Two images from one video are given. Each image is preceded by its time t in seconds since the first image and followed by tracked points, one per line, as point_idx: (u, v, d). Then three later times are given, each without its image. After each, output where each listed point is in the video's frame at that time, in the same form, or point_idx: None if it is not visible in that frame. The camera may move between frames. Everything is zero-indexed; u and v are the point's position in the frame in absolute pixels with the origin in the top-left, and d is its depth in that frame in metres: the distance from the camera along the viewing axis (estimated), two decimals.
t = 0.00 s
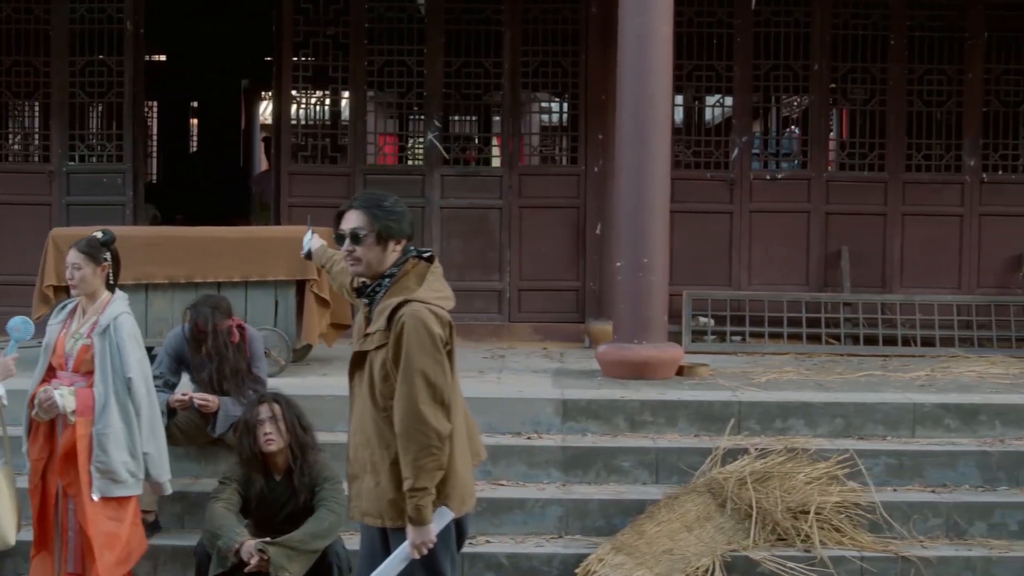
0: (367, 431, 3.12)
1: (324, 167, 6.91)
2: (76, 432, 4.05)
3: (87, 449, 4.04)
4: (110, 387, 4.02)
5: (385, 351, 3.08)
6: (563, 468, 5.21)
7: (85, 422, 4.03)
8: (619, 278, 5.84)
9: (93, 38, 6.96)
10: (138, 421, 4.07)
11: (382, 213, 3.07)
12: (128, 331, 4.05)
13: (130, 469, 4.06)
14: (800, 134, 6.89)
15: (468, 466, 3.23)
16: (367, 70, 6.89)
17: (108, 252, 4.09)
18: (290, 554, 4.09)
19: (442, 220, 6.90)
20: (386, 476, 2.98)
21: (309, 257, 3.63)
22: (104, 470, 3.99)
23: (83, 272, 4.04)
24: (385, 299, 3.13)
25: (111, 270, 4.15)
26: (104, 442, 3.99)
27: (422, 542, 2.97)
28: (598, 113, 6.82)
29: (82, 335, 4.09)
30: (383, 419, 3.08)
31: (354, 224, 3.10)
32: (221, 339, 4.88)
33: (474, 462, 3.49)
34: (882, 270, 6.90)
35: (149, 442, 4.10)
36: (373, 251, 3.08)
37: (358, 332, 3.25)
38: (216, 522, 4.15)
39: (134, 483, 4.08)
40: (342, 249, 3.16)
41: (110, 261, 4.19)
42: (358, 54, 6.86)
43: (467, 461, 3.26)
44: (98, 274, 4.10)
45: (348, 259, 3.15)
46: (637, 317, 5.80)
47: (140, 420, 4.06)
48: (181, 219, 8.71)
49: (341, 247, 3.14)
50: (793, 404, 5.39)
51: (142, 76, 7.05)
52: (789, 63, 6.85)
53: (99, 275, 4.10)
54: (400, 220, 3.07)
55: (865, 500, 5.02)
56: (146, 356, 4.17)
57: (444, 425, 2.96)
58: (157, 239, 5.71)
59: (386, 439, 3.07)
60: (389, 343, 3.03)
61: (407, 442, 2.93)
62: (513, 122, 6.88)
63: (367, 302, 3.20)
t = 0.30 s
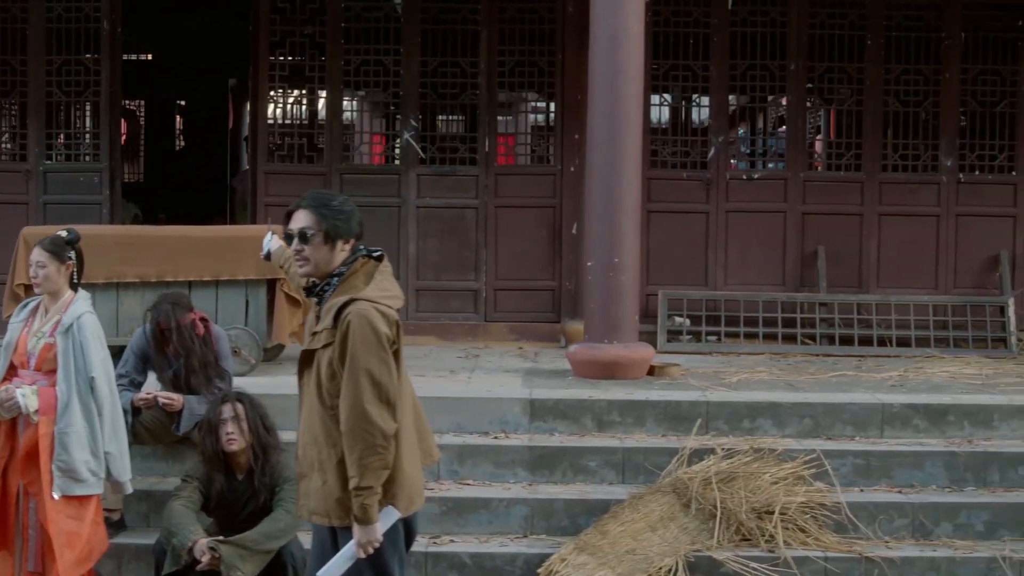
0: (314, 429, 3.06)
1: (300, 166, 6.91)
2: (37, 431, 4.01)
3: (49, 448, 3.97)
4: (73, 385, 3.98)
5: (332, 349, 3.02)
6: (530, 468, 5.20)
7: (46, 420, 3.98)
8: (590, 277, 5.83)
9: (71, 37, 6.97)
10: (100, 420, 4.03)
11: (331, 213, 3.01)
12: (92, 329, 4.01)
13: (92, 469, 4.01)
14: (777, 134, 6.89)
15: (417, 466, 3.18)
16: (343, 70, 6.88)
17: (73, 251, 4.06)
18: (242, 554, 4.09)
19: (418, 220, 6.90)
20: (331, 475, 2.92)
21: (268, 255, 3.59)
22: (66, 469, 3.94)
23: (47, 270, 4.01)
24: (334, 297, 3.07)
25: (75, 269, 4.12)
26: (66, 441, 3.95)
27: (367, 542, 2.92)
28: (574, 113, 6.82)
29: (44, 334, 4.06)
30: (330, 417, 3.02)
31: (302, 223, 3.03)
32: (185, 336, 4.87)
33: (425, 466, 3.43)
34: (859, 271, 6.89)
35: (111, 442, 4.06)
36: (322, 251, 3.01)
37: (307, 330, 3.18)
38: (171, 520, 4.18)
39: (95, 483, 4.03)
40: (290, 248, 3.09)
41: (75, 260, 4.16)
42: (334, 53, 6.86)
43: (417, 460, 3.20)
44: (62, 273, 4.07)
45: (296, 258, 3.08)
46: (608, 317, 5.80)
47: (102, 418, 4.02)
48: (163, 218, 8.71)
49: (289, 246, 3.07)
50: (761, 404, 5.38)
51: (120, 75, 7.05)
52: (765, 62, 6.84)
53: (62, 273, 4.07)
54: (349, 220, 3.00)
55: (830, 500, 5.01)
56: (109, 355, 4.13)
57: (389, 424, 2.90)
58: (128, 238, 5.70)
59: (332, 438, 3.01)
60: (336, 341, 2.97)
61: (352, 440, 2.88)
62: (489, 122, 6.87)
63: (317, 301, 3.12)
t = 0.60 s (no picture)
0: (267, 428, 2.99)
1: (278, 165, 6.90)
2: (6, 431, 3.93)
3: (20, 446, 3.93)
4: (43, 385, 3.92)
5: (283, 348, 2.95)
6: (499, 467, 5.20)
7: (17, 420, 3.92)
8: (564, 277, 5.83)
9: (50, 36, 6.97)
10: (69, 418, 3.99)
11: (285, 212, 2.96)
12: (59, 328, 3.94)
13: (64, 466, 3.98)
14: (755, 133, 6.88)
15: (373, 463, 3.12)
16: (322, 69, 6.88)
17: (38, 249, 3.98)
18: (201, 552, 4.09)
19: (396, 219, 6.90)
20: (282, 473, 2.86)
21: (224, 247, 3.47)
22: (39, 468, 3.90)
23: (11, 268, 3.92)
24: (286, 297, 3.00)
25: (41, 267, 4.02)
26: (39, 440, 3.90)
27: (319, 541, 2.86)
28: (553, 112, 6.81)
29: (9, 333, 3.96)
30: (281, 415, 2.95)
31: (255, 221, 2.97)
32: (152, 333, 4.90)
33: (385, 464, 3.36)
34: (838, 271, 6.89)
35: (81, 438, 4.03)
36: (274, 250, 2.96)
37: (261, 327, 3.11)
38: (131, 518, 4.19)
39: (67, 479, 4.00)
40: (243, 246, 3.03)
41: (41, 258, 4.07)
42: (313, 52, 6.86)
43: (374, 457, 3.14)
44: (28, 271, 3.98)
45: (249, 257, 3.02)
46: (581, 317, 5.80)
47: (72, 416, 3.98)
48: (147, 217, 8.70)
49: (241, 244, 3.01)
50: (732, 405, 5.38)
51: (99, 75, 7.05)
52: (744, 62, 6.84)
53: (28, 271, 3.98)
54: (303, 218, 2.95)
55: (798, 500, 5.00)
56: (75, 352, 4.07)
57: (338, 422, 2.84)
58: (102, 238, 5.70)
59: (283, 436, 2.94)
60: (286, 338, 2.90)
61: (300, 439, 2.81)
62: (467, 121, 6.87)
63: (270, 301, 3.06)
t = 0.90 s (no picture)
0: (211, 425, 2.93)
1: (252, 165, 6.90)
2: None
3: None
4: None
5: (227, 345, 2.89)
6: (463, 466, 5.20)
7: None
8: (532, 276, 5.82)
9: (26, 36, 6.98)
10: (25, 416, 3.82)
11: (231, 207, 2.93)
12: (15, 324, 3.81)
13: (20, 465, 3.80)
14: (730, 133, 6.87)
15: (320, 460, 3.06)
16: (297, 68, 6.88)
17: None
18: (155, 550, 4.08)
19: (370, 218, 6.91)
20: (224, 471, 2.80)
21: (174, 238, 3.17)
22: None
23: None
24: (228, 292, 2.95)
25: None
26: None
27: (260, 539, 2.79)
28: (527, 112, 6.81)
29: None
30: (224, 412, 2.89)
31: (201, 215, 2.94)
32: (115, 331, 4.89)
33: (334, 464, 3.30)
34: (812, 271, 6.88)
35: (38, 437, 3.85)
36: (217, 243, 2.92)
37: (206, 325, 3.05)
38: (85, 517, 4.18)
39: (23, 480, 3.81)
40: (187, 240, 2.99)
41: None
42: (287, 51, 6.86)
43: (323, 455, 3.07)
44: None
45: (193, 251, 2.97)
46: (550, 315, 5.79)
47: (27, 415, 3.82)
48: (128, 216, 8.72)
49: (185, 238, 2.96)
50: (698, 404, 5.38)
51: (74, 74, 7.06)
52: (718, 61, 6.83)
53: None
54: (249, 214, 2.91)
55: (761, 500, 5.00)
56: (33, 348, 3.93)
57: (279, 419, 2.77)
58: (69, 236, 5.70)
59: (226, 433, 2.88)
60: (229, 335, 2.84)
61: (241, 436, 2.75)
62: (442, 121, 6.87)
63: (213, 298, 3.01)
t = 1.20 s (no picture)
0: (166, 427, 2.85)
1: (229, 163, 6.89)
2: None
3: None
4: None
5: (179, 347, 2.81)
6: (431, 465, 5.20)
7: None
8: (504, 275, 5.82)
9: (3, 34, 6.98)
10: None
11: (183, 207, 2.83)
12: None
13: None
14: (707, 131, 6.86)
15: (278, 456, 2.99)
16: (274, 67, 6.87)
17: None
18: (120, 547, 4.02)
19: (348, 217, 6.90)
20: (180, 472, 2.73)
21: (128, 248, 2.93)
22: None
23: None
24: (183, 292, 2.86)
25: None
26: None
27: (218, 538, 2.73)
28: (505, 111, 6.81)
29: None
30: (179, 413, 2.81)
31: (151, 217, 2.83)
32: (82, 329, 4.78)
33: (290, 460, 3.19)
34: (790, 270, 6.88)
35: None
36: (169, 244, 2.81)
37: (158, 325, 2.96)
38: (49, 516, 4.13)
39: None
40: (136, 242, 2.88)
41: None
42: (265, 50, 6.86)
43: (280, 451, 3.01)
44: None
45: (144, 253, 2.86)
46: (521, 314, 5.79)
47: None
48: (112, 215, 8.72)
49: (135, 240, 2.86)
50: (667, 403, 5.38)
51: (53, 72, 7.06)
52: (696, 60, 6.82)
53: None
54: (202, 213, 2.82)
55: (728, 499, 4.99)
56: None
57: (236, 419, 2.70)
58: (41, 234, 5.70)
59: (181, 434, 2.80)
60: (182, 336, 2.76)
61: (196, 437, 2.68)
62: (420, 120, 6.86)
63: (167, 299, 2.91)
